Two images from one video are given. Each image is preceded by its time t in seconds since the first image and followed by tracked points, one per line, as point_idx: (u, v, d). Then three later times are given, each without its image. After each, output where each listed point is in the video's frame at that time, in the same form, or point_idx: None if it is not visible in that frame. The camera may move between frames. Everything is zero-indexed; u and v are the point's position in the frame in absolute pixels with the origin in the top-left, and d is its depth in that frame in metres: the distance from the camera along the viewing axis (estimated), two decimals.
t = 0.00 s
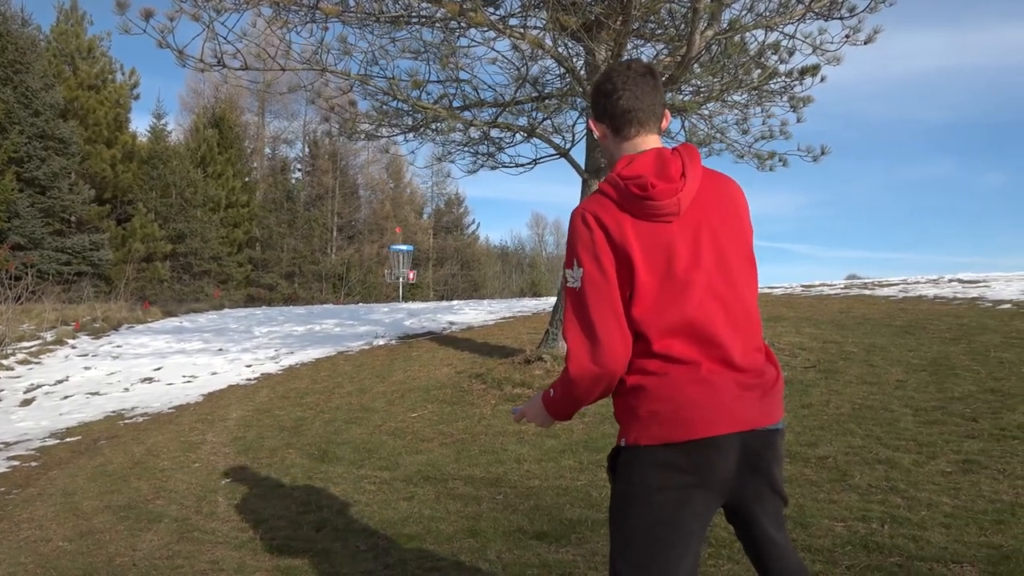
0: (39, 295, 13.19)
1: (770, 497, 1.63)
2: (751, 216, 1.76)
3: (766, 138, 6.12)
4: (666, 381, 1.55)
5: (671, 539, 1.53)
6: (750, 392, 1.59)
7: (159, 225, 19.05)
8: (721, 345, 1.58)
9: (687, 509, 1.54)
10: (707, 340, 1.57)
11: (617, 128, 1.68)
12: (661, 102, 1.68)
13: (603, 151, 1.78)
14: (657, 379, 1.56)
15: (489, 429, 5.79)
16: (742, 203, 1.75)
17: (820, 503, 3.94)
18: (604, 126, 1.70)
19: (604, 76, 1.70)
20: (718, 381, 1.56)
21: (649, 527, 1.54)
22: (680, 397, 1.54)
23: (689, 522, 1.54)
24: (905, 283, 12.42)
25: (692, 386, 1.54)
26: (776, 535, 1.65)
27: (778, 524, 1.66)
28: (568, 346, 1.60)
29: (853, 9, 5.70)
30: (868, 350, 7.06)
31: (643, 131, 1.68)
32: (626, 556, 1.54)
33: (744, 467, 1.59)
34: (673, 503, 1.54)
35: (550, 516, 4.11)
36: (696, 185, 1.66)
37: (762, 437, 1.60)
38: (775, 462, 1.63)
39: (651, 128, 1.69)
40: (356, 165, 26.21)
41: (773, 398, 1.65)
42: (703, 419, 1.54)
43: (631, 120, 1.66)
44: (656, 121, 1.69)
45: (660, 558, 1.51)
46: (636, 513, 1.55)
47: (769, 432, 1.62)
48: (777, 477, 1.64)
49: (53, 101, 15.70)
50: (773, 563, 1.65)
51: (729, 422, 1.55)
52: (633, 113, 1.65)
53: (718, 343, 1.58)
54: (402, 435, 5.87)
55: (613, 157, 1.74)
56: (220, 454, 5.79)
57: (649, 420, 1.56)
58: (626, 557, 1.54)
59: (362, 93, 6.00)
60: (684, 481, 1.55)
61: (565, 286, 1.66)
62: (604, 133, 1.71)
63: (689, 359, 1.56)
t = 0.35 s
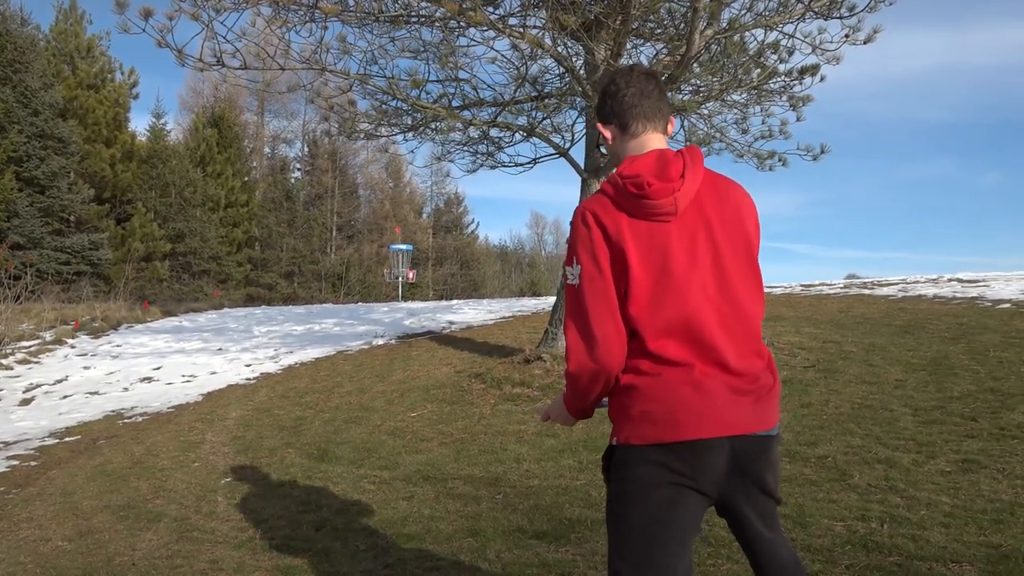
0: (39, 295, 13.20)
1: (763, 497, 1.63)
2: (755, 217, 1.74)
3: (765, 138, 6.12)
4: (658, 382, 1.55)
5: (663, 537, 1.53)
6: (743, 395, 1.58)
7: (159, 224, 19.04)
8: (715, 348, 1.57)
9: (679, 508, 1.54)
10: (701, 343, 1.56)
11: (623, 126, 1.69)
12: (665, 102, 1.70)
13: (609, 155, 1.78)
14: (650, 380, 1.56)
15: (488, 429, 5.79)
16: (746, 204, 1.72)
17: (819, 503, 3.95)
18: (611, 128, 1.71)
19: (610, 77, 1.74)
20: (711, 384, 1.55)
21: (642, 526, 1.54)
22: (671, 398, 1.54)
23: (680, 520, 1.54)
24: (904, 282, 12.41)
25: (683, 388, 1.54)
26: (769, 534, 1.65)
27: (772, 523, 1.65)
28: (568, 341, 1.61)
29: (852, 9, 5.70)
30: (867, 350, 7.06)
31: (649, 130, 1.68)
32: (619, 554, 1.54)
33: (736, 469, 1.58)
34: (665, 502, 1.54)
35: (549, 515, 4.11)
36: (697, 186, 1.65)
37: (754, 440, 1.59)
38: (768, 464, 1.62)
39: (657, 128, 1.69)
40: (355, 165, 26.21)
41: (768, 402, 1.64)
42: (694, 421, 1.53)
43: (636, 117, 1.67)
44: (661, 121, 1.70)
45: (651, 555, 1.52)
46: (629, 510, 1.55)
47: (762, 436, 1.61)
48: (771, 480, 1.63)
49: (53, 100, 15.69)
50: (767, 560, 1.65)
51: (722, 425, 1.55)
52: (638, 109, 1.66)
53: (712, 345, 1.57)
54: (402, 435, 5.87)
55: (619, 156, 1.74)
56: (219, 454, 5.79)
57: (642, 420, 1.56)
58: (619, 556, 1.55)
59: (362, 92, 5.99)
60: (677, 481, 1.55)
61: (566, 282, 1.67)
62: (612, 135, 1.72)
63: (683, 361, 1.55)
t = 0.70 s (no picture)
0: (39, 294, 13.21)
1: (763, 488, 1.64)
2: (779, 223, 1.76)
3: (766, 137, 6.12)
4: (678, 363, 1.55)
5: (663, 517, 1.54)
6: (757, 388, 1.59)
7: (159, 223, 19.04)
8: (733, 337, 1.57)
9: (684, 495, 1.55)
10: (722, 330, 1.57)
11: (658, 128, 1.70)
12: (695, 111, 1.74)
13: (640, 161, 1.77)
14: (664, 363, 1.56)
15: (489, 428, 5.79)
16: (771, 209, 1.74)
17: (819, 502, 3.94)
18: (647, 135, 1.71)
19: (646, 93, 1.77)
20: (725, 372, 1.55)
21: (643, 510, 1.54)
22: (686, 383, 1.54)
23: (681, 506, 1.55)
24: (904, 282, 12.39)
25: (699, 372, 1.54)
26: (767, 524, 1.66)
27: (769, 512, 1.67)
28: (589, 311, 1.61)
29: (853, 8, 5.69)
30: (868, 349, 7.05)
31: (684, 131, 1.70)
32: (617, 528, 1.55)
33: (742, 457, 1.59)
34: (671, 488, 1.54)
35: (550, 514, 4.10)
36: (730, 180, 1.67)
37: (763, 431, 1.60)
38: (771, 455, 1.63)
39: (690, 131, 1.71)
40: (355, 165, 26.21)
41: (779, 401, 1.65)
42: (708, 406, 1.53)
43: (671, 121, 1.69)
44: (693, 127, 1.73)
45: (649, 539, 1.53)
46: (632, 493, 1.55)
47: (770, 429, 1.62)
48: (772, 470, 1.65)
49: (53, 100, 15.69)
50: (762, 554, 1.64)
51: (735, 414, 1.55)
52: (673, 116, 1.69)
53: (731, 333, 1.57)
54: (402, 434, 5.87)
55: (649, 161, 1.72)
56: (219, 453, 5.79)
57: (655, 404, 1.56)
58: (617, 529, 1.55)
59: (362, 92, 5.98)
60: (684, 467, 1.55)
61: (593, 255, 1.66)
62: (649, 142, 1.71)
63: (703, 346, 1.55)
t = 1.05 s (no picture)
0: (43, 291, 13.25)
1: (760, 505, 1.63)
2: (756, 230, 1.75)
3: (770, 134, 6.09)
4: (658, 382, 1.54)
5: (651, 545, 1.52)
6: (743, 402, 1.57)
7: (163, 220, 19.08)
8: (716, 351, 1.56)
9: (673, 520, 1.53)
10: (703, 344, 1.55)
11: (630, 138, 1.68)
12: (674, 118, 1.69)
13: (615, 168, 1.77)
14: (647, 385, 1.55)
15: (491, 426, 5.78)
16: (747, 218, 1.74)
17: (823, 501, 3.93)
18: (618, 141, 1.70)
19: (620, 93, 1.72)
20: (709, 387, 1.54)
21: (634, 536, 1.52)
22: (669, 402, 1.53)
23: (672, 530, 1.54)
24: (909, 280, 12.36)
25: (682, 391, 1.53)
26: (764, 538, 1.65)
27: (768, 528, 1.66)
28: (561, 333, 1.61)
29: (857, 5, 5.67)
30: (872, 347, 7.04)
31: (655, 142, 1.67)
32: (603, 556, 1.53)
33: (734, 478, 1.58)
34: (660, 514, 1.53)
35: (553, 512, 4.10)
36: (702, 189, 1.66)
37: (754, 449, 1.59)
38: (764, 473, 1.62)
39: (664, 143, 1.68)
40: (359, 162, 26.23)
41: (767, 411, 1.63)
42: (692, 423, 1.52)
43: (644, 130, 1.66)
44: (668, 138, 1.70)
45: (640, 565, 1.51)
46: (621, 519, 1.53)
47: (762, 445, 1.61)
48: (768, 486, 1.63)
49: (57, 97, 15.71)
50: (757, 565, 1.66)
51: (722, 433, 1.53)
52: (646, 124, 1.65)
53: (713, 347, 1.56)
54: (405, 432, 5.87)
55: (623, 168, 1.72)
56: (223, 450, 5.80)
57: (642, 428, 1.54)
58: (603, 557, 1.54)
59: (365, 89, 5.98)
60: (674, 492, 1.53)
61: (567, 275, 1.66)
62: (618, 148, 1.71)
63: (685, 363, 1.53)
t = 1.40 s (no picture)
0: (53, 288, 13.32)
1: (767, 502, 1.62)
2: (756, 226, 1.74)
3: (779, 130, 6.05)
4: (658, 385, 1.53)
5: (654, 543, 1.51)
6: (746, 401, 1.56)
7: (171, 218, 19.15)
8: (717, 352, 1.55)
9: (676, 518, 1.53)
10: (705, 345, 1.54)
11: (631, 137, 1.67)
12: (678, 115, 1.66)
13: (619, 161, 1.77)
14: (648, 385, 1.55)
15: (500, 423, 5.79)
16: (746, 215, 1.72)
17: (832, 498, 3.91)
18: (618, 133, 1.69)
19: (624, 85, 1.69)
20: (712, 388, 1.53)
21: (637, 534, 1.51)
22: (672, 404, 1.52)
23: (675, 528, 1.53)
24: (919, 276, 12.28)
25: (684, 392, 1.52)
26: (771, 534, 1.64)
27: (775, 524, 1.64)
28: (560, 336, 1.63)
29: None
30: (881, 344, 7.01)
31: (655, 143, 1.66)
32: (607, 556, 1.52)
33: (738, 475, 1.57)
34: (664, 512, 1.52)
35: (561, 509, 4.10)
36: (700, 189, 1.64)
37: (759, 448, 1.58)
38: (770, 470, 1.60)
39: (665, 141, 1.67)
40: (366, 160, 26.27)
41: (771, 409, 1.62)
42: (694, 425, 1.51)
43: (646, 131, 1.65)
44: (669, 134, 1.68)
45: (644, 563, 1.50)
46: (623, 519, 1.52)
47: (767, 443, 1.59)
48: (774, 483, 1.62)
49: (66, 96, 15.79)
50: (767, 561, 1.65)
51: (725, 432, 1.52)
52: (649, 124, 1.64)
53: (714, 348, 1.55)
54: (413, 428, 5.88)
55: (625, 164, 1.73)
56: (232, 447, 5.82)
57: (644, 427, 1.53)
58: (607, 557, 1.53)
59: (373, 86, 5.98)
60: (678, 490, 1.52)
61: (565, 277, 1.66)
62: (617, 139, 1.71)
63: (686, 364, 1.53)
